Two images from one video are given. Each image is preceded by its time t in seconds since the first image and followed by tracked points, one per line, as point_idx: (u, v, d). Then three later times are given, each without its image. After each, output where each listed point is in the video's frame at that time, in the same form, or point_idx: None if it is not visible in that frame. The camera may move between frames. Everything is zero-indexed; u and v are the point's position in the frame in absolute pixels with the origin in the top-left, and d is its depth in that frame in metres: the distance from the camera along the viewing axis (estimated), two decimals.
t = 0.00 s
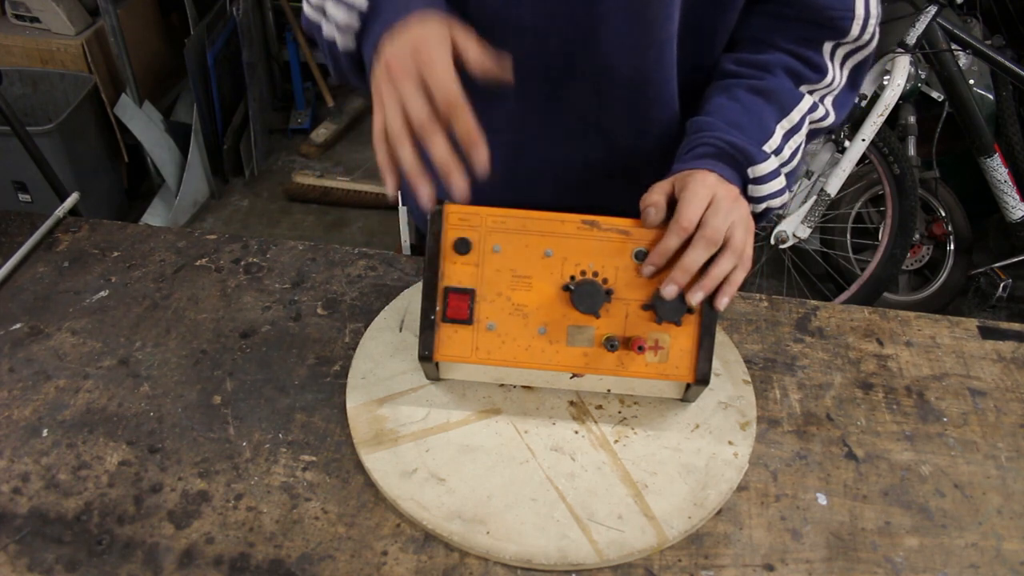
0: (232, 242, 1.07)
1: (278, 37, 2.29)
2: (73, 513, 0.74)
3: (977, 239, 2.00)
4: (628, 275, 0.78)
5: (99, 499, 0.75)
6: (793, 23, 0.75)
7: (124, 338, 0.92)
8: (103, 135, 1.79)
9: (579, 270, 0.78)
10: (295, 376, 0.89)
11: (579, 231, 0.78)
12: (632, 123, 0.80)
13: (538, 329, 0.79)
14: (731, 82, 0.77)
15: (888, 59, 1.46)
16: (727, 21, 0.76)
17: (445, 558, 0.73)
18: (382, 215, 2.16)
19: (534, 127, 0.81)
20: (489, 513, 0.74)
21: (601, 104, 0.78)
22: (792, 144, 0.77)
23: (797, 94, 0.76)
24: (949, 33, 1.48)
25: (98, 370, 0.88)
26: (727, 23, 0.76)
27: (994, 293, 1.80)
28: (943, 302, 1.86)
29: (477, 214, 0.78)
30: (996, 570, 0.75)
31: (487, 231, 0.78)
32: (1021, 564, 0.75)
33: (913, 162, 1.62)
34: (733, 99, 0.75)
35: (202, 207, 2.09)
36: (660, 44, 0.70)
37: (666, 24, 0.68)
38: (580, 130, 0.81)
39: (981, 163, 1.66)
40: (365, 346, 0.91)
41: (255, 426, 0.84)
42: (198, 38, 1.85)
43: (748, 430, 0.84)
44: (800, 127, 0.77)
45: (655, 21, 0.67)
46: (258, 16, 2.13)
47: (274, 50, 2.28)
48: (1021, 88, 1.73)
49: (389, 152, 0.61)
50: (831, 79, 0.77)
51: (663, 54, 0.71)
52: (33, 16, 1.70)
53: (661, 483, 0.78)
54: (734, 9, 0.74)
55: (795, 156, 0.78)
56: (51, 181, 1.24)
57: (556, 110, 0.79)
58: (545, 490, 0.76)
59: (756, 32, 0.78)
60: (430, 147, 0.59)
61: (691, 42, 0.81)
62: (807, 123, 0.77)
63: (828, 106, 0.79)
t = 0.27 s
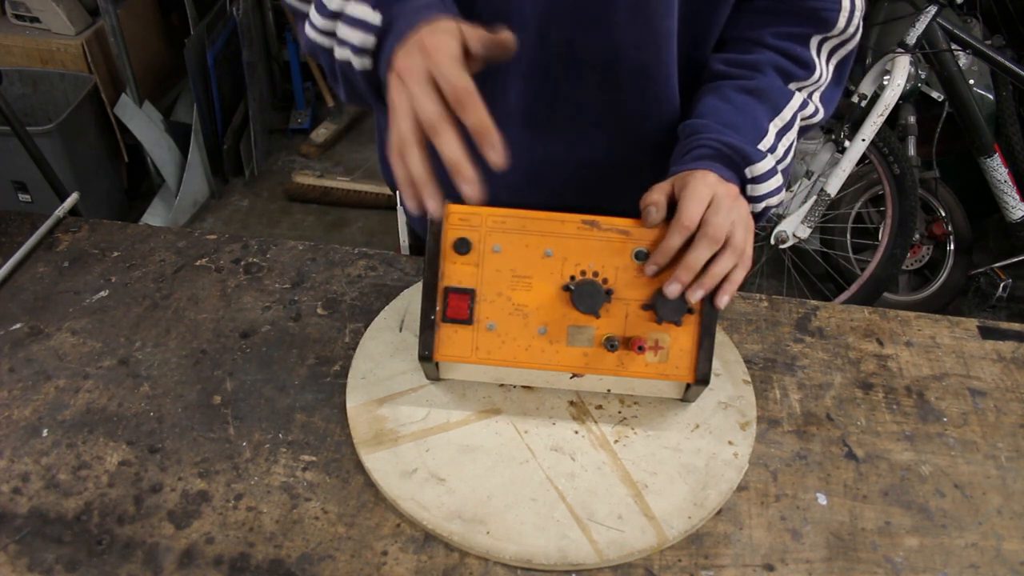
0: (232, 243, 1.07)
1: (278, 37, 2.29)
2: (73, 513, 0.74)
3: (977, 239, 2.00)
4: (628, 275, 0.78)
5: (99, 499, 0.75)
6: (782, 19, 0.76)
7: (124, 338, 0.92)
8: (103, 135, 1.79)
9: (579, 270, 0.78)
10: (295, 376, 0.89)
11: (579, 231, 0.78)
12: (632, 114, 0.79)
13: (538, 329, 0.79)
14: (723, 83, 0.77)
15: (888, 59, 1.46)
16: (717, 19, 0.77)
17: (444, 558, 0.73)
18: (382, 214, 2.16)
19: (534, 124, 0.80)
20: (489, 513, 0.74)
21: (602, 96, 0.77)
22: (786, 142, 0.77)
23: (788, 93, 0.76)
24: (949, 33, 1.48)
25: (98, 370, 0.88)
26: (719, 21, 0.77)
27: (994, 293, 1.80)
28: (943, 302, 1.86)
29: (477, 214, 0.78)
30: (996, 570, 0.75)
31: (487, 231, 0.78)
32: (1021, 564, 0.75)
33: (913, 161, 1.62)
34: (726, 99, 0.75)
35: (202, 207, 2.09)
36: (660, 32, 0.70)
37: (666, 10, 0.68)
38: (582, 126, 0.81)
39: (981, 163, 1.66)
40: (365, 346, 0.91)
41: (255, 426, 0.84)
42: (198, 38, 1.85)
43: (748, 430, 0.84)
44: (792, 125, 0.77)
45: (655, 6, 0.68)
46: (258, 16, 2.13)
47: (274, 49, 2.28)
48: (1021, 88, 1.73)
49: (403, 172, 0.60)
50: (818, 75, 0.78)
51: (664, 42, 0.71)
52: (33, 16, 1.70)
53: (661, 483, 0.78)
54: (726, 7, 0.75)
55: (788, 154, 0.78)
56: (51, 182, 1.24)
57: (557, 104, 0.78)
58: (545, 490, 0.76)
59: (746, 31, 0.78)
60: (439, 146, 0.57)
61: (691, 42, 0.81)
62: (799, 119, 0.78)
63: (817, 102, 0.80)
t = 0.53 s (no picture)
0: (232, 243, 1.07)
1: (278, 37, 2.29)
2: (73, 513, 0.74)
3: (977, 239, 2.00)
4: (628, 275, 0.78)
5: (99, 499, 0.75)
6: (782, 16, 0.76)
7: (124, 338, 0.92)
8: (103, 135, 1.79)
9: (579, 270, 0.78)
10: (295, 376, 0.89)
11: (579, 231, 0.78)
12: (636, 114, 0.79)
13: (538, 329, 0.79)
14: (722, 82, 0.77)
15: (888, 59, 1.46)
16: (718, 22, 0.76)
17: (445, 558, 0.73)
18: (382, 214, 2.16)
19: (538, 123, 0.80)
20: (489, 513, 0.74)
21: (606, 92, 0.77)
22: (786, 141, 0.77)
23: (788, 91, 0.76)
24: (949, 33, 1.48)
25: (98, 370, 0.88)
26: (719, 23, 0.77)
27: (994, 293, 1.80)
28: (943, 302, 1.86)
29: (476, 214, 0.78)
30: (996, 570, 0.75)
31: (487, 231, 0.78)
32: (1021, 564, 0.75)
33: (913, 162, 1.62)
34: (726, 99, 0.76)
35: (202, 207, 2.09)
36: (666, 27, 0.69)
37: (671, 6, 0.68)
38: (584, 126, 0.80)
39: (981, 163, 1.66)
40: (365, 346, 0.91)
41: (255, 426, 0.84)
42: (198, 38, 1.85)
43: (748, 430, 0.84)
44: (793, 124, 0.77)
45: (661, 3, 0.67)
46: (258, 16, 2.13)
47: (274, 49, 2.28)
48: (1021, 88, 1.73)
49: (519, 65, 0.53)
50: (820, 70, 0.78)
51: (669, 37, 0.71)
52: (33, 16, 1.70)
53: (661, 483, 0.78)
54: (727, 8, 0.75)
55: (789, 152, 0.78)
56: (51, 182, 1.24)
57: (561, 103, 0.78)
58: (545, 490, 0.76)
59: (748, 28, 0.78)
60: None
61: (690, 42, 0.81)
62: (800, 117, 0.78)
63: (818, 99, 0.80)
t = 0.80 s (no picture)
0: (232, 242, 1.07)
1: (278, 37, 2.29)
2: (73, 513, 0.74)
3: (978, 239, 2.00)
4: (628, 275, 0.78)
5: (99, 499, 0.75)
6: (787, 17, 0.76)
7: (124, 338, 0.92)
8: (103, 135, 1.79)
9: (579, 270, 0.78)
10: (295, 376, 0.89)
11: (580, 231, 0.78)
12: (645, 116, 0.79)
13: (538, 329, 0.79)
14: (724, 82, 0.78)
15: (888, 59, 1.46)
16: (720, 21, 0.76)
17: (445, 558, 0.73)
18: (382, 214, 2.16)
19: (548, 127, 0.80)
20: (489, 513, 0.74)
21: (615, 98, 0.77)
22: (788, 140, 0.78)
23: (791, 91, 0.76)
24: (949, 33, 1.48)
25: (98, 370, 0.88)
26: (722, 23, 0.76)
27: (994, 293, 1.80)
28: (943, 302, 1.86)
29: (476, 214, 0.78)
30: (996, 570, 0.75)
31: (487, 231, 0.78)
32: (1020, 564, 0.75)
33: (913, 162, 1.62)
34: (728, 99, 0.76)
35: (202, 207, 2.09)
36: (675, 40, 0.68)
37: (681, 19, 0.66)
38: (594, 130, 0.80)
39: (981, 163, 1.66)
40: (365, 346, 0.91)
41: (255, 426, 0.84)
42: (198, 38, 1.85)
43: (748, 430, 0.84)
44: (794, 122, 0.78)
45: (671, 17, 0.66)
46: (258, 16, 2.13)
47: (274, 50, 2.28)
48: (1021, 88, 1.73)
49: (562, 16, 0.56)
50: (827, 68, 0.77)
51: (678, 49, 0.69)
52: (33, 16, 1.70)
53: (661, 483, 0.78)
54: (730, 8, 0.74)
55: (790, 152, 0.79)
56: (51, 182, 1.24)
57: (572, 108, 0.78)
58: (545, 490, 0.76)
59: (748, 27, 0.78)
60: None
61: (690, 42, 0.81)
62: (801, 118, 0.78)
63: (822, 98, 0.80)
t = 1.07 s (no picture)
0: (232, 242, 1.07)
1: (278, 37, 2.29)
2: (73, 513, 0.74)
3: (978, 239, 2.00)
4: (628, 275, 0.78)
5: (99, 499, 0.75)
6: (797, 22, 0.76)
7: (124, 338, 0.92)
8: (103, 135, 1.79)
9: (579, 270, 0.78)
10: (295, 376, 0.89)
11: (580, 231, 0.78)
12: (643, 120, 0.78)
13: (538, 329, 0.79)
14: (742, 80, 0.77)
15: (888, 59, 1.46)
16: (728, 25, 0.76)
17: (445, 558, 0.73)
18: (382, 214, 2.16)
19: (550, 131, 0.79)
20: (489, 513, 0.74)
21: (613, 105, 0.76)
22: (798, 141, 0.79)
23: (804, 91, 0.77)
24: (949, 33, 1.48)
25: (98, 370, 0.88)
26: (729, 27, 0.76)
27: (994, 293, 1.80)
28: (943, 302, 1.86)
29: (476, 214, 0.78)
30: (996, 570, 0.75)
31: (487, 231, 0.78)
32: (1020, 564, 0.75)
33: (913, 162, 1.62)
34: (744, 100, 0.76)
35: (202, 207, 2.09)
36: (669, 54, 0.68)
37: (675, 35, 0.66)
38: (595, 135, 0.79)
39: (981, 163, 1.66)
40: (365, 346, 0.91)
41: (254, 425, 0.84)
42: (198, 38, 1.85)
43: (748, 430, 0.84)
44: (805, 124, 0.79)
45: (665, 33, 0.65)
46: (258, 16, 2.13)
47: (274, 50, 2.28)
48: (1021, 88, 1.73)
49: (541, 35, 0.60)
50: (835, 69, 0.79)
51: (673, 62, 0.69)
52: (33, 16, 1.70)
53: (661, 483, 0.78)
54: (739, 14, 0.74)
55: (800, 153, 0.80)
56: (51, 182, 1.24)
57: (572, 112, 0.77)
58: (545, 490, 0.76)
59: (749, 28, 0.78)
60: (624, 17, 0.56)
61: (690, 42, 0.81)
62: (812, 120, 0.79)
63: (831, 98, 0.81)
